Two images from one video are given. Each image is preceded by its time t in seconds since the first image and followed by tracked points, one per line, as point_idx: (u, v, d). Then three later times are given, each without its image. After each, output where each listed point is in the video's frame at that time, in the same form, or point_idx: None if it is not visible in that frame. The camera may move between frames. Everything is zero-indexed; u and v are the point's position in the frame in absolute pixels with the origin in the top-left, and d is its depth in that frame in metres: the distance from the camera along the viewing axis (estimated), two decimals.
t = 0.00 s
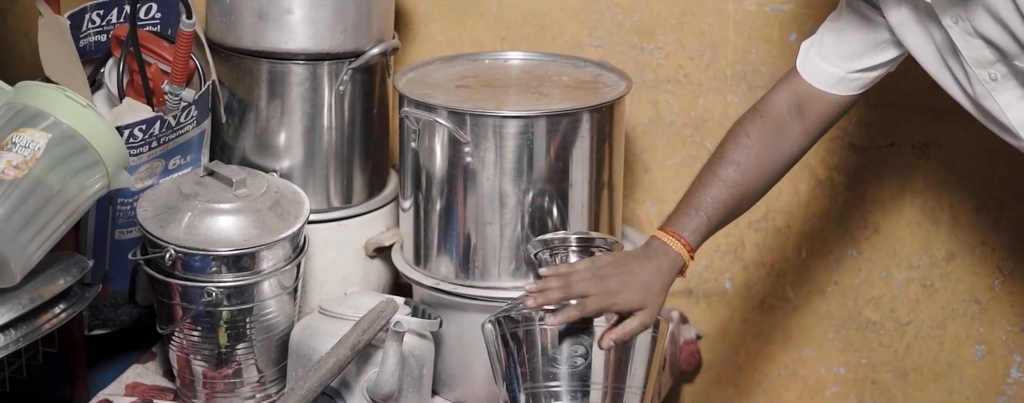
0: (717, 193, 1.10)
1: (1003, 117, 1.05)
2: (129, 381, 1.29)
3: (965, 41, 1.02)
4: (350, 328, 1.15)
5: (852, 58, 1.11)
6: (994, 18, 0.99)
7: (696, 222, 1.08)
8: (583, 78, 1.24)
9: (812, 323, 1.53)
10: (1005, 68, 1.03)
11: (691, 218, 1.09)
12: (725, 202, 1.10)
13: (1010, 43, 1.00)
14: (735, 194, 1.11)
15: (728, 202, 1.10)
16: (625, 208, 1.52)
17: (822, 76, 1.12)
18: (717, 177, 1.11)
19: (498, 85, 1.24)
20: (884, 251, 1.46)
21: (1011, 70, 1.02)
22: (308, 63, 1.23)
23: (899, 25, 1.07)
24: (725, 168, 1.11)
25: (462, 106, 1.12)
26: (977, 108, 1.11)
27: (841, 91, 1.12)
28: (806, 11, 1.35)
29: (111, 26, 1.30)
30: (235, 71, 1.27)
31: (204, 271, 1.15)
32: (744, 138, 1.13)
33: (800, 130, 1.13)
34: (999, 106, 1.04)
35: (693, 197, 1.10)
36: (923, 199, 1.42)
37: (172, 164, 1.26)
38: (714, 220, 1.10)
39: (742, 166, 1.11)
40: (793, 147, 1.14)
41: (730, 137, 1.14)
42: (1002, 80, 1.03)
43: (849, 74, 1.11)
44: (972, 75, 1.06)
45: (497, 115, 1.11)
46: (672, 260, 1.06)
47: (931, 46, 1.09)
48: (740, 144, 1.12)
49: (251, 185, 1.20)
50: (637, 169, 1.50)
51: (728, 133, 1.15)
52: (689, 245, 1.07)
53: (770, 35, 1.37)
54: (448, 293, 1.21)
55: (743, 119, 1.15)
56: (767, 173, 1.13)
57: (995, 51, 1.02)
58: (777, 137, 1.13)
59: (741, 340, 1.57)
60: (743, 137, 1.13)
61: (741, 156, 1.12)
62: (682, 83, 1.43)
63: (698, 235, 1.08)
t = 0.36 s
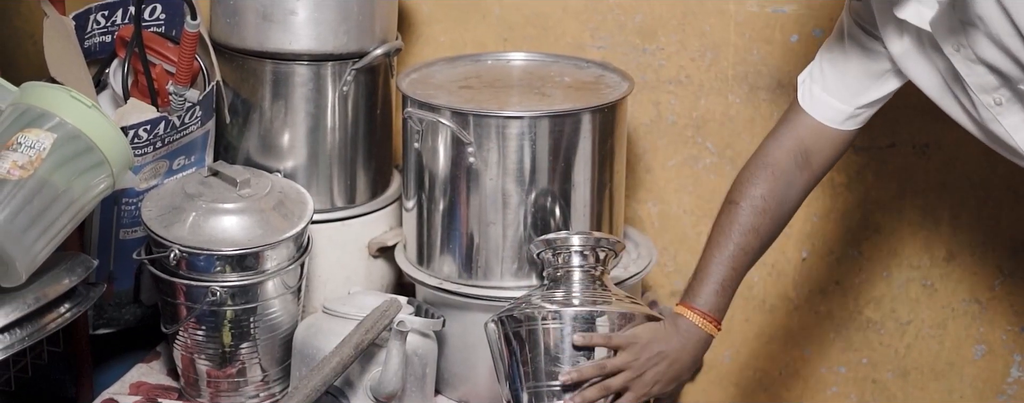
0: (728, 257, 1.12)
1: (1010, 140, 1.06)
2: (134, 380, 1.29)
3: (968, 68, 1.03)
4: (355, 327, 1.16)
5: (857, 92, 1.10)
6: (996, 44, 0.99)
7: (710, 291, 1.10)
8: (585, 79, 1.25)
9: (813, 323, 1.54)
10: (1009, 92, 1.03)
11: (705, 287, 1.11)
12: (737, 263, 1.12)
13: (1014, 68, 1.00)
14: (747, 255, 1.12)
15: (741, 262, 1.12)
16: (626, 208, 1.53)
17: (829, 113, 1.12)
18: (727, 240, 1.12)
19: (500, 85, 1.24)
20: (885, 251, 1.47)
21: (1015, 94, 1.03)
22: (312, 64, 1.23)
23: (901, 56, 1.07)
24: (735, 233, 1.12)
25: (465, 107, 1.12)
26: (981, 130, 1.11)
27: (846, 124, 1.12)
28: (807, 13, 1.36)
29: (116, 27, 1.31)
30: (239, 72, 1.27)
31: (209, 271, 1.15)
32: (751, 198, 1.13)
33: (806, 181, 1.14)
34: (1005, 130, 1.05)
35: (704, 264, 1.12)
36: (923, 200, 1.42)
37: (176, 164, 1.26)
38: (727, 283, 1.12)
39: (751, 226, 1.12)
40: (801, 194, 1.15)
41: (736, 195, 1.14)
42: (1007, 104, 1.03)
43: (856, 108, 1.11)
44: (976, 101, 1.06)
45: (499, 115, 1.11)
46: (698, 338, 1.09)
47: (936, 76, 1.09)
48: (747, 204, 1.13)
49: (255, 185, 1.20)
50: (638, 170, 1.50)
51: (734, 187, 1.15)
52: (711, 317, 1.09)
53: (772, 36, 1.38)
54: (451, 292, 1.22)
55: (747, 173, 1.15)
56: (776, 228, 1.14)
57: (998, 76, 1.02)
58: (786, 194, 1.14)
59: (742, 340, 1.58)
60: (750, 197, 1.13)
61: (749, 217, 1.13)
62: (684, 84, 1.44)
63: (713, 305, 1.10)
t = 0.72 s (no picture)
0: (727, 241, 1.11)
1: (1014, 146, 1.06)
2: (139, 378, 1.30)
3: (972, 76, 1.03)
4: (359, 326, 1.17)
5: (855, 94, 1.11)
6: (1000, 52, 1.00)
7: (709, 271, 1.09)
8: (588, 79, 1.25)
9: (814, 322, 1.54)
10: (1012, 99, 1.03)
11: (703, 268, 1.10)
12: (735, 247, 1.11)
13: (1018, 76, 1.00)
14: (746, 240, 1.11)
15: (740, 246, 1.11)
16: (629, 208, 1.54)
17: (826, 114, 1.12)
18: (726, 223, 1.11)
19: (504, 86, 1.25)
20: (886, 250, 1.47)
21: (1018, 102, 1.03)
22: (316, 64, 1.24)
23: (903, 63, 1.07)
24: (734, 217, 1.11)
25: (469, 107, 1.13)
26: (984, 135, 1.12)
27: (844, 127, 1.13)
28: (809, 13, 1.36)
29: (122, 28, 1.31)
30: (244, 72, 1.28)
31: (214, 270, 1.16)
32: (749, 184, 1.13)
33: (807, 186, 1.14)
34: (1009, 136, 1.05)
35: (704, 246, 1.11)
36: (924, 199, 1.43)
37: (181, 164, 1.27)
38: (726, 268, 1.10)
39: (749, 210, 1.12)
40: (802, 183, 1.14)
41: (737, 183, 1.14)
42: (1010, 111, 1.04)
43: (854, 110, 1.11)
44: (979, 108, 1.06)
45: (503, 116, 1.12)
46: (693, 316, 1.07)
47: (938, 83, 1.09)
48: (747, 191, 1.13)
49: (260, 185, 1.21)
50: (640, 170, 1.51)
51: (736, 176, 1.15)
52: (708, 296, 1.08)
53: (774, 37, 1.39)
54: (454, 291, 1.23)
55: (749, 164, 1.15)
56: (776, 217, 1.14)
57: (1001, 84, 1.03)
58: (785, 183, 1.13)
59: (743, 339, 1.58)
60: (750, 184, 1.13)
61: (749, 202, 1.12)
62: (686, 85, 1.45)
63: (711, 285, 1.09)
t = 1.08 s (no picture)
0: (725, 212, 1.10)
1: (1016, 136, 1.06)
2: (145, 377, 1.31)
3: (977, 64, 1.03)
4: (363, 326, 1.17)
5: (860, 80, 1.12)
6: (1006, 41, 1.00)
7: (700, 238, 1.09)
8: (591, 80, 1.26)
9: (815, 321, 1.55)
10: (1017, 89, 1.03)
11: (697, 236, 1.09)
12: (734, 221, 1.10)
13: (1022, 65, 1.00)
14: (743, 213, 1.11)
15: (737, 218, 1.10)
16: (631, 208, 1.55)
17: (830, 98, 1.13)
18: (724, 196, 1.11)
19: (508, 86, 1.26)
20: (887, 250, 1.48)
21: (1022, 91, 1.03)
22: (320, 65, 1.25)
23: (910, 51, 1.08)
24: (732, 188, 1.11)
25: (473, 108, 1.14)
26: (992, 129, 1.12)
27: (848, 112, 1.13)
28: (811, 14, 1.37)
29: (127, 29, 1.32)
30: (249, 73, 1.29)
31: (220, 270, 1.17)
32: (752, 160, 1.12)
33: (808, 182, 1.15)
34: (1011, 126, 1.06)
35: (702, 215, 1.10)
36: (926, 199, 1.44)
37: (187, 164, 1.28)
38: (721, 241, 1.10)
39: (748, 184, 1.12)
40: (805, 163, 1.13)
41: (741, 158, 1.14)
42: (1014, 101, 1.04)
43: (858, 96, 1.12)
44: (984, 96, 1.07)
45: (506, 116, 1.13)
46: (681, 279, 1.05)
47: (944, 70, 1.10)
48: (748, 165, 1.12)
49: (265, 185, 1.22)
50: (643, 170, 1.52)
51: (739, 154, 1.15)
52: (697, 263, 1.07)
53: (776, 38, 1.39)
54: (458, 291, 1.23)
55: (752, 141, 1.15)
56: (778, 196, 1.13)
57: (1007, 73, 1.03)
58: (787, 159, 1.13)
59: (745, 338, 1.59)
60: (752, 159, 1.13)
61: (748, 176, 1.12)
62: (688, 85, 1.45)
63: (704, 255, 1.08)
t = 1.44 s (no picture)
0: (715, 187, 1.14)
1: (1016, 121, 1.08)
2: (148, 376, 1.32)
3: (980, 46, 1.05)
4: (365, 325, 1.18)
5: (863, 60, 1.13)
6: (1008, 23, 1.02)
7: (690, 208, 1.13)
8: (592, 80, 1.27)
9: (815, 320, 1.56)
10: (1019, 73, 1.06)
11: (687, 205, 1.13)
12: (723, 194, 1.14)
13: None
14: (732, 187, 1.14)
15: (728, 192, 1.14)
16: (632, 207, 1.55)
17: (832, 76, 1.14)
18: (718, 168, 1.15)
19: (509, 86, 1.26)
20: (887, 249, 1.49)
21: None
22: (323, 65, 1.26)
23: (913, 32, 1.10)
24: (725, 162, 1.15)
25: (474, 107, 1.15)
26: (994, 116, 1.13)
27: (850, 92, 1.15)
28: (811, 15, 1.38)
29: (131, 29, 1.33)
30: (252, 73, 1.29)
31: (222, 269, 1.17)
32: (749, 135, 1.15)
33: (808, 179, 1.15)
34: (1012, 111, 1.07)
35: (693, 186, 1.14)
36: (924, 199, 1.44)
37: (190, 164, 1.29)
38: (710, 214, 1.14)
39: (743, 159, 1.15)
40: (802, 141, 1.16)
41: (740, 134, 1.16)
42: (1015, 85, 1.06)
43: (859, 75, 1.13)
44: (986, 80, 1.09)
45: (508, 116, 1.14)
46: (667, 248, 1.11)
47: (947, 52, 1.12)
48: (744, 140, 1.15)
49: (268, 184, 1.22)
50: (643, 170, 1.53)
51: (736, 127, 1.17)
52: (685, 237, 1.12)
53: (775, 39, 1.40)
54: (459, 290, 1.24)
55: (750, 114, 1.17)
56: (770, 174, 1.16)
57: (1009, 56, 1.05)
58: (781, 136, 1.15)
59: (745, 337, 1.60)
60: (750, 134, 1.16)
61: (743, 151, 1.15)
62: (688, 86, 1.46)
63: (690, 227, 1.12)
